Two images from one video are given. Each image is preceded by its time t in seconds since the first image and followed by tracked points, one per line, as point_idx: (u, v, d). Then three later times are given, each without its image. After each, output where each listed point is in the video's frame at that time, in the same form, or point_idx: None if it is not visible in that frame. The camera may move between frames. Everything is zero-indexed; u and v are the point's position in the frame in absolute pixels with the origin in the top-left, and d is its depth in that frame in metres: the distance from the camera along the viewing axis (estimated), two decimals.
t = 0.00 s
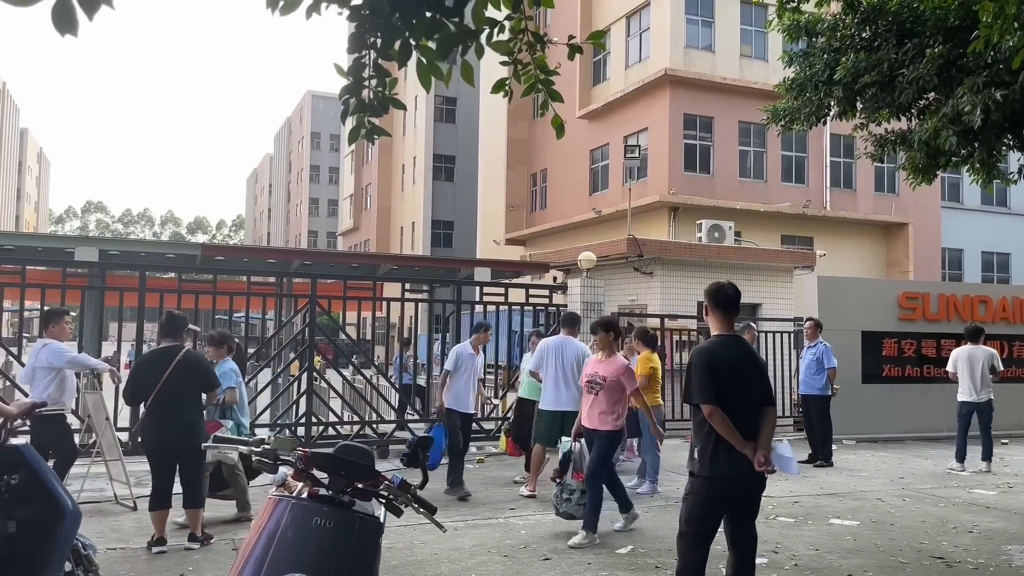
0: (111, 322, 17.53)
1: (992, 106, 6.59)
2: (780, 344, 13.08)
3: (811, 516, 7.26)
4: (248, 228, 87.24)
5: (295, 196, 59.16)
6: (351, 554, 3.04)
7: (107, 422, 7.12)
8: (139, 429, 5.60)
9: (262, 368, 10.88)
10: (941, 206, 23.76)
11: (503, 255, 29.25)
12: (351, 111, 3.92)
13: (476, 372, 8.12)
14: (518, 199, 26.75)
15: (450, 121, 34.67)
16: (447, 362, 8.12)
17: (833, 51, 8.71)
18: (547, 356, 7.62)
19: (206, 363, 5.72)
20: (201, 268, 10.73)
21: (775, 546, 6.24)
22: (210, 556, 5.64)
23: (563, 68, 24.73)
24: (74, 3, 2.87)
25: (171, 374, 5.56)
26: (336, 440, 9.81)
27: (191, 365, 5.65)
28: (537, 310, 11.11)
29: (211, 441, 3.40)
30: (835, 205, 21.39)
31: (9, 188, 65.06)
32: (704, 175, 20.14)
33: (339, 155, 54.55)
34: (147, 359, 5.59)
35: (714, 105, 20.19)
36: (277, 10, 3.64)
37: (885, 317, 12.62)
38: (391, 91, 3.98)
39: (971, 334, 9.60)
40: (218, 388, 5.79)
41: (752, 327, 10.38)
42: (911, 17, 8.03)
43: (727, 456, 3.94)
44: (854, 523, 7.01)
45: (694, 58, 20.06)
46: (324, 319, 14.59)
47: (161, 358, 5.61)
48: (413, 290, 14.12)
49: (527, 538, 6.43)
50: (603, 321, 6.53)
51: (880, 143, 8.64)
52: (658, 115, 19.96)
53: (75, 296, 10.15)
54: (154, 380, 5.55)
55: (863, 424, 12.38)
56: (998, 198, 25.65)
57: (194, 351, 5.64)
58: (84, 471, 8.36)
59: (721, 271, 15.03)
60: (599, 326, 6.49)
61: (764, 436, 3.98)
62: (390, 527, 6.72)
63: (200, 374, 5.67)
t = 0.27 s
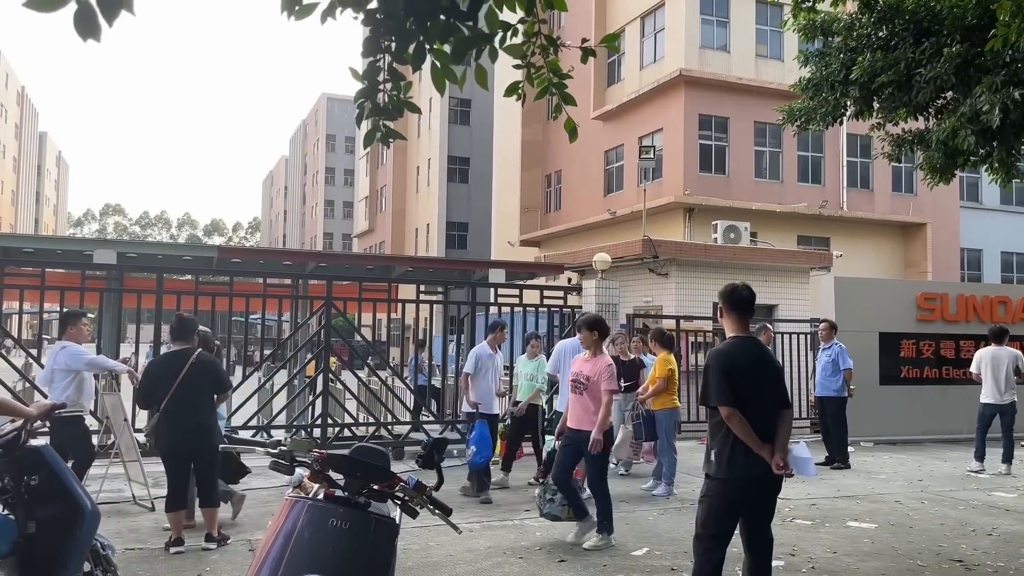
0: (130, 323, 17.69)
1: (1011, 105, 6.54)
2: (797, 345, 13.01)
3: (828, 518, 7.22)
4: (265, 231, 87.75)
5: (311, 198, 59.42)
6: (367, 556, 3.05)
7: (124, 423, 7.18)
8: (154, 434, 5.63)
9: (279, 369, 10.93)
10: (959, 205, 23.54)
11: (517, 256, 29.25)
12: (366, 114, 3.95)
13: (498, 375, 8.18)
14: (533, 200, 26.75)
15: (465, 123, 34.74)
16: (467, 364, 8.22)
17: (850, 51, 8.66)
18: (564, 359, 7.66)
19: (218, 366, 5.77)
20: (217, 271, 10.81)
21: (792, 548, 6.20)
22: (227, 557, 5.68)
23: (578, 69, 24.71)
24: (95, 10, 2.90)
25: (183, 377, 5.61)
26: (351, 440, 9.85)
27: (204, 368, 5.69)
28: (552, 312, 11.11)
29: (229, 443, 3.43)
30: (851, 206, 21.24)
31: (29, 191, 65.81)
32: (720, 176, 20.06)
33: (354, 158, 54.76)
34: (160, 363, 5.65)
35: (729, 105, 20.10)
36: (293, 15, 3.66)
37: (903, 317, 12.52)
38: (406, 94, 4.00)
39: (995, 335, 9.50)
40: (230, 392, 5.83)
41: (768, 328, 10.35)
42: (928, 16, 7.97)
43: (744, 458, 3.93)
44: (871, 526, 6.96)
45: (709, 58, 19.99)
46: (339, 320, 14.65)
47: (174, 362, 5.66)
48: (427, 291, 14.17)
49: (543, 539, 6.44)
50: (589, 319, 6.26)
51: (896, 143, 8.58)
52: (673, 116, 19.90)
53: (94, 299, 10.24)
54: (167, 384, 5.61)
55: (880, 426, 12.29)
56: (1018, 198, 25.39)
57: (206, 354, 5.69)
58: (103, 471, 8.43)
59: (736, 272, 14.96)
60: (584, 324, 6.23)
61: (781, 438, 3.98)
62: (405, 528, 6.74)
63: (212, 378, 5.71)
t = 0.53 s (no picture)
0: (151, 325, 17.86)
1: None
2: (816, 346, 12.92)
3: (848, 521, 7.16)
4: (284, 233, 88.29)
5: (329, 200, 59.71)
6: (384, 556, 3.06)
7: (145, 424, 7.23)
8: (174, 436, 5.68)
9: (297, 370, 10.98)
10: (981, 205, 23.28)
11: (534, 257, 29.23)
12: (383, 115, 3.98)
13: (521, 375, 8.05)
14: (550, 202, 26.74)
15: (481, 124, 34.79)
16: (492, 365, 8.12)
17: (869, 50, 8.60)
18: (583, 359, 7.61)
19: (233, 366, 5.80)
20: (236, 273, 10.89)
21: (812, 551, 6.16)
22: (246, 557, 5.71)
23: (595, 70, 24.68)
24: (116, 15, 2.92)
25: (200, 377, 5.65)
26: (369, 441, 9.88)
27: (219, 369, 5.73)
28: (569, 313, 11.09)
29: (249, 444, 3.46)
30: (871, 206, 21.06)
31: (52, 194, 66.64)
32: (738, 176, 19.97)
33: (372, 160, 54.98)
34: (176, 365, 5.70)
35: (747, 105, 20.00)
36: (310, 17, 3.68)
37: (924, 318, 12.40)
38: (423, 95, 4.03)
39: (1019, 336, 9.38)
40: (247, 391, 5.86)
41: (787, 329, 10.28)
42: (948, 14, 7.90)
43: (763, 460, 3.90)
44: (892, 528, 6.90)
45: (726, 58, 19.90)
46: (357, 321, 14.70)
47: (190, 363, 5.71)
48: (444, 292, 14.19)
49: (561, 540, 6.43)
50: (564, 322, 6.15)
51: (916, 142, 8.51)
52: (690, 116, 19.82)
53: (115, 301, 10.34)
54: (184, 385, 5.65)
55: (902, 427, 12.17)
56: None
57: (221, 353, 5.74)
58: (124, 472, 8.51)
59: (754, 273, 14.87)
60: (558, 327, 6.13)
61: (800, 440, 3.96)
62: (423, 529, 6.76)
63: (228, 378, 5.75)
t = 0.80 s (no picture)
0: (176, 328, 18.05)
1: None
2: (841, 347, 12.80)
3: (874, 523, 7.09)
4: (306, 236, 88.89)
5: (350, 202, 60.05)
6: (410, 557, 3.08)
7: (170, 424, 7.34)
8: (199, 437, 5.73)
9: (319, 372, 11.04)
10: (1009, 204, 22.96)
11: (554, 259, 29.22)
12: (407, 117, 4.02)
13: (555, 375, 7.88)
14: (570, 203, 26.72)
15: (501, 126, 34.83)
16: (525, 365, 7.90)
17: (893, 48, 8.52)
18: (605, 359, 7.60)
19: (255, 366, 5.83)
20: (260, 275, 10.97)
21: (837, 553, 6.10)
22: (270, 558, 5.76)
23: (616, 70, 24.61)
24: (149, 21, 2.97)
25: (222, 378, 5.71)
26: (391, 442, 9.92)
27: (240, 369, 5.77)
28: (590, 315, 11.07)
29: (274, 445, 3.49)
30: (895, 205, 20.85)
31: (79, 199, 67.59)
32: (759, 176, 19.84)
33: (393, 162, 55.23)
34: (199, 367, 5.76)
35: (768, 105, 19.87)
36: (332, 20, 3.70)
37: (950, 319, 12.25)
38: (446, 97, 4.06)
39: None
40: (271, 391, 5.89)
41: (810, 329, 10.20)
42: (974, 11, 7.81)
43: (786, 463, 3.88)
44: (919, 531, 6.82)
45: (747, 57, 19.79)
46: (379, 323, 14.77)
47: (212, 365, 5.76)
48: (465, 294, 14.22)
49: (583, 542, 6.42)
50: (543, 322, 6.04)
51: (942, 141, 8.43)
52: (711, 117, 19.72)
53: (141, 304, 10.47)
54: (206, 387, 5.71)
55: (928, 429, 12.03)
56: None
57: (242, 354, 5.78)
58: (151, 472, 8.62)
59: (777, 275, 14.78)
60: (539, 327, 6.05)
61: (822, 442, 3.93)
62: (445, 530, 6.77)
63: (250, 378, 5.78)
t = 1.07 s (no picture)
0: (207, 330, 18.26)
1: None
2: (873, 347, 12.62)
3: (909, 527, 6.97)
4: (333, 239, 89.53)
5: (376, 205, 60.38)
6: (442, 557, 3.07)
7: (202, 425, 7.41)
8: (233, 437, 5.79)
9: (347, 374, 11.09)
10: None
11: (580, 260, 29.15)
12: (437, 119, 4.03)
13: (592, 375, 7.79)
14: (596, 204, 26.65)
15: (526, 128, 34.83)
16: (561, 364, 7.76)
17: (926, 44, 8.38)
18: (635, 361, 7.58)
19: (288, 368, 5.85)
20: (288, 278, 11.05)
21: (872, 557, 6.01)
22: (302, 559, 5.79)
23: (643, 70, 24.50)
24: (190, 26, 3.00)
25: (254, 380, 5.74)
26: (418, 444, 9.94)
27: (273, 370, 5.79)
28: (618, 316, 11.01)
29: (306, 446, 3.51)
30: (927, 204, 20.53)
31: (111, 204, 68.74)
32: (788, 175, 19.65)
33: (418, 165, 55.45)
34: (233, 368, 5.80)
35: (797, 103, 19.66)
36: (363, 20, 3.70)
37: (986, 319, 12.04)
38: (476, 97, 4.07)
39: None
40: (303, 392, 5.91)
41: (841, 330, 10.08)
42: (1009, 5, 7.66)
43: (816, 464, 3.82)
44: (955, 535, 6.69)
45: (775, 56, 19.60)
46: (406, 324, 14.81)
47: (246, 366, 5.79)
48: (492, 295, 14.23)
49: (612, 545, 6.39)
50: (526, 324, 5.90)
51: (976, 138, 8.28)
52: (738, 116, 19.56)
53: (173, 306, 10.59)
54: (239, 388, 5.76)
55: (963, 431, 11.82)
56: None
57: (275, 356, 5.80)
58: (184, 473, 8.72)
59: (807, 275, 14.62)
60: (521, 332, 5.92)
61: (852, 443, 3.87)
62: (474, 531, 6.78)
63: (283, 379, 5.80)
